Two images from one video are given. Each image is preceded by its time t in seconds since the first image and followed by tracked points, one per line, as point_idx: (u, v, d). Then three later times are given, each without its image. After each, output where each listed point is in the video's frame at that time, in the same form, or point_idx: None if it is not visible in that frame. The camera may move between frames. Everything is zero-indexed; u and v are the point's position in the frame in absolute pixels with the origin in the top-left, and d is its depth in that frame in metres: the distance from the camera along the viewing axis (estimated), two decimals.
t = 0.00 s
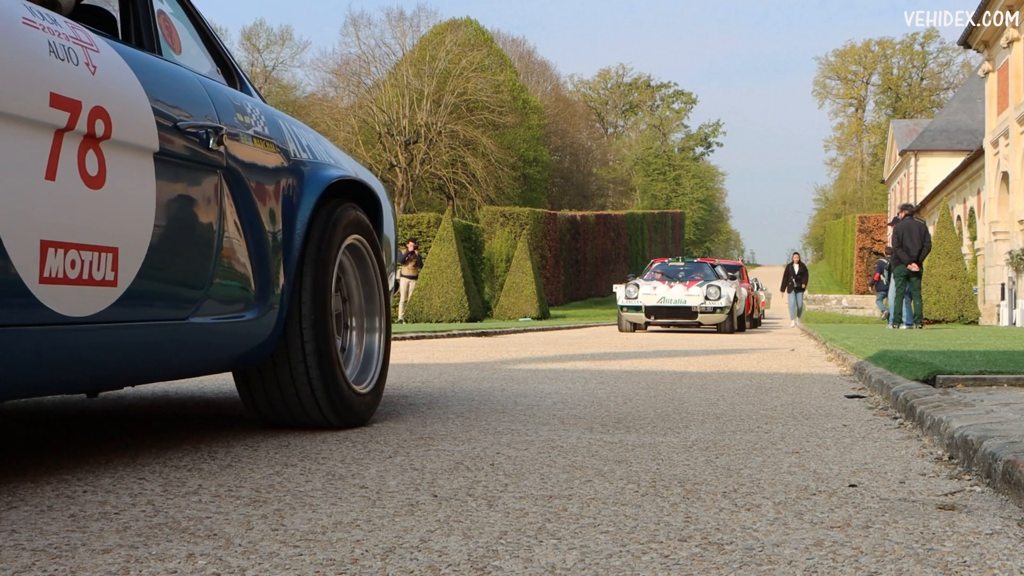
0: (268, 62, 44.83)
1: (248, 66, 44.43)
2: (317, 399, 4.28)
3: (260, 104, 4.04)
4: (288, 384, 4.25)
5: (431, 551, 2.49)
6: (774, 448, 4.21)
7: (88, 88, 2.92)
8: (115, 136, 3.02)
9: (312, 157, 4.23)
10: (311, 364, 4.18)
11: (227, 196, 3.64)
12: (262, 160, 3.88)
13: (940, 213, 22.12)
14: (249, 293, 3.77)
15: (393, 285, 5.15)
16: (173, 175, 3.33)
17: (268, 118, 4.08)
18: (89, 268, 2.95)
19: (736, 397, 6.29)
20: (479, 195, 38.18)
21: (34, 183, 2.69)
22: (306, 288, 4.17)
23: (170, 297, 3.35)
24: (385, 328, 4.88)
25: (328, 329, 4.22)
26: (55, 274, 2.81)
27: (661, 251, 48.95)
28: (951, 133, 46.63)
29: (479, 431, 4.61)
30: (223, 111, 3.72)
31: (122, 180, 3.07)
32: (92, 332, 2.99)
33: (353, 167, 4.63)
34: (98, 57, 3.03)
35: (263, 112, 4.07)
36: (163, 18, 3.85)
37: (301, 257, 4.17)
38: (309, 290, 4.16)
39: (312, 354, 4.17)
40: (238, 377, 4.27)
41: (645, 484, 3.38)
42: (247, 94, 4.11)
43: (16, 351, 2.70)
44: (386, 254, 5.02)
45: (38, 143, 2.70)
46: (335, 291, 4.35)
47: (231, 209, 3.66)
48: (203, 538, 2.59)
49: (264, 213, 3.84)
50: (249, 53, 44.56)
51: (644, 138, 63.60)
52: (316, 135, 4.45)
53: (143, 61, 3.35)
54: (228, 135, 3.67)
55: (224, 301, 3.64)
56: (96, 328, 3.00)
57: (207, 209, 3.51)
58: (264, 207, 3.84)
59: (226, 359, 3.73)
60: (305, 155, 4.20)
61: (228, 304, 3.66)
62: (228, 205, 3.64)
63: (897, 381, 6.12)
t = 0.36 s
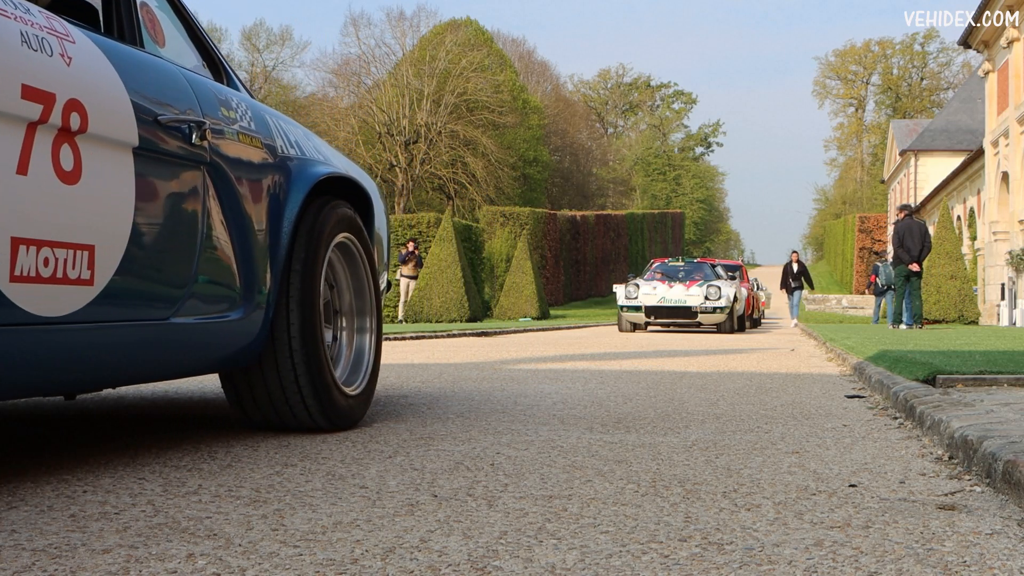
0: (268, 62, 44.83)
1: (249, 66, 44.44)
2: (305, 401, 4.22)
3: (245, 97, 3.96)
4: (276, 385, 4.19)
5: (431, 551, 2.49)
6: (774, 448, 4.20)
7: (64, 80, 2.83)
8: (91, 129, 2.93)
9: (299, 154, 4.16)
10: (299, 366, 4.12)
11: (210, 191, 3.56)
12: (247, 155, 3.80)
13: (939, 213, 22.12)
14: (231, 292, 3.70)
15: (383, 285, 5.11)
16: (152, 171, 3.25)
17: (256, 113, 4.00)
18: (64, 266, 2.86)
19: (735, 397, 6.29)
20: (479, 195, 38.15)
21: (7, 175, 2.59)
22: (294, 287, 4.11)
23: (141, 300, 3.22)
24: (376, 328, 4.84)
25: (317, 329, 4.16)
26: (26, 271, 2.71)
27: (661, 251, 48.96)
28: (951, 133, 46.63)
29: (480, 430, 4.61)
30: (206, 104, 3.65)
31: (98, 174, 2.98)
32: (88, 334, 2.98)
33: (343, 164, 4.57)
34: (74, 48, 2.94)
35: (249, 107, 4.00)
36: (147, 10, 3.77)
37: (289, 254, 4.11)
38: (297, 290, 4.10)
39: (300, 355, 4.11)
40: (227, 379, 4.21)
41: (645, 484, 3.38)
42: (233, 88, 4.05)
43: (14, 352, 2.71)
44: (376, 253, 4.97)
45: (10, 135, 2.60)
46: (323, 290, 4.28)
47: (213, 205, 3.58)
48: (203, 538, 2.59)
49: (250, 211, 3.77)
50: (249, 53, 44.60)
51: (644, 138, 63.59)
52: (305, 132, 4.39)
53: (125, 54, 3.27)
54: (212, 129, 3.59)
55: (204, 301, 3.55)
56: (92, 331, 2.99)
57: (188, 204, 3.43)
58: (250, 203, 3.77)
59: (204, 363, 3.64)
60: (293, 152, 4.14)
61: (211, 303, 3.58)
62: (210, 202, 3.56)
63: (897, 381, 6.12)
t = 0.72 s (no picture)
0: (268, 62, 44.77)
1: (248, 66, 44.42)
2: (293, 403, 4.14)
3: (230, 92, 3.89)
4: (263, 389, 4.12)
5: (431, 551, 2.49)
6: (774, 448, 4.20)
7: (36, 71, 2.73)
8: (65, 121, 2.83)
9: (286, 150, 4.09)
10: (286, 368, 4.04)
11: (192, 186, 3.48)
12: (232, 151, 3.73)
13: (940, 213, 22.11)
14: (214, 291, 3.63)
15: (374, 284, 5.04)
16: (131, 164, 3.17)
17: (240, 109, 3.94)
18: (35, 264, 2.76)
19: (736, 397, 6.29)
20: (479, 195, 38.11)
21: None
22: (281, 285, 4.03)
23: (125, 299, 3.17)
24: (366, 329, 4.77)
25: (304, 330, 4.08)
26: None
27: (661, 251, 48.97)
28: (951, 133, 46.63)
29: (480, 430, 4.61)
30: (189, 98, 3.58)
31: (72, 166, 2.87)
32: (84, 330, 2.98)
33: (332, 160, 4.50)
34: (47, 39, 2.84)
35: (234, 103, 3.93)
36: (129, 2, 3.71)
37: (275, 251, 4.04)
38: (283, 291, 4.02)
39: (287, 355, 4.03)
40: (212, 383, 4.15)
41: (645, 484, 3.38)
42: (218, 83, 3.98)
43: (12, 351, 2.72)
44: (367, 250, 4.90)
45: None
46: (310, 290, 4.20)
47: (196, 201, 3.50)
48: (203, 538, 2.58)
49: (234, 208, 3.69)
50: (249, 53, 44.58)
51: (644, 138, 63.58)
52: (293, 127, 4.32)
53: (105, 47, 3.19)
54: (194, 124, 3.52)
55: (186, 300, 3.48)
56: (88, 326, 3.00)
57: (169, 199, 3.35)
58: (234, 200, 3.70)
59: (189, 363, 3.57)
60: (279, 148, 4.06)
61: (194, 303, 3.52)
62: (193, 200, 3.49)
63: (897, 381, 6.12)
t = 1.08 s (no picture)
0: (268, 62, 44.74)
1: (249, 66, 44.42)
2: (277, 406, 4.06)
3: (211, 87, 3.82)
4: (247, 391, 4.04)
5: (431, 552, 2.48)
6: (774, 448, 4.20)
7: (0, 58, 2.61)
8: (31, 112, 2.71)
9: (269, 145, 4.01)
10: (269, 369, 3.96)
11: (169, 183, 3.39)
12: (211, 146, 3.64)
13: (940, 213, 22.10)
14: (195, 289, 3.55)
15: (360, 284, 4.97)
16: (103, 158, 3.07)
17: (221, 102, 3.85)
18: None
19: (736, 397, 6.29)
20: (479, 196, 38.05)
21: None
22: (264, 284, 3.96)
23: (119, 298, 3.16)
24: (353, 329, 4.70)
25: (287, 331, 4.01)
26: None
27: (661, 251, 48.98)
28: (951, 133, 46.62)
29: (479, 431, 4.61)
30: (167, 91, 3.49)
31: (29, 164, 2.72)
32: (78, 328, 2.97)
33: (319, 157, 4.44)
34: (14, 26, 2.72)
35: (215, 96, 3.85)
36: None
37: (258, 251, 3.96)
38: (265, 290, 3.95)
39: (270, 357, 3.95)
40: (193, 386, 4.07)
41: (645, 484, 3.38)
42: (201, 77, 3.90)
43: (14, 351, 2.74)
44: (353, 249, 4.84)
45: None
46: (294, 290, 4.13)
47: (175, 198, 3.42)
48: (203, 538, 2.59)
49: (214, 204, 3.61)
50: (249, 53, 44.57)
51: (644, 138, 63.57)
52: (277, 122, 4.25)
53: (78, 36, 3.08)
54: (172, 118, 3.43)
55: (163, 300, 3.39)
56: (83, 324, 2.99)
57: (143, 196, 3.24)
58: (213, 196, 3.61)
59: (173, 367, 3.52)
60: (262, 143, 3.98)
61: (173, 301, 3.44)
62: (171, 197, 3.41)
63: (897, 381, 6.12)
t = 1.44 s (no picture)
0: (268, 62, 44.73)
1: (248, 66, 44.41)
2: (239, 412, 3.84)
3: (167, 69, 3.60)
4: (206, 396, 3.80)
5: (431, 552, 2.48)
6: (774, 448, 4.20)
7: None
8: None
9: (230, 133, 3.80)
10: (230, 372, 3.75)
11: (116, 173, 3.16)
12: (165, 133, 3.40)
13: (940, 213, 22.10)
14: (147, 288, 3.32)
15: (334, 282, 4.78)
16: (45, 145, 2.86)
17: (179, 87, 3.64)
18: None
19: (736, 397, 6.29)
20: (479, 195, 38.04)
21: None
22: (225, 279, 3.74)
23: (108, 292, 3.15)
24: (326, 329, 4.49)
25: (249, 330, 3.79)
26: None
27: (661, 251, 49.00)
28: (951, 133, 46.61)
29: (479, 431, 4.60)
30: (116, 75, 3.26)
31: None
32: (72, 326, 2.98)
33: (288, 147, 4.24)
34: None
35: (173, 81, 3.63)
36: None
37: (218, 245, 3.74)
38: (226, 287, 3.73)
39: (230, 359, 3.73)
40: (148, 390, 3.84)
41: (645, 484, 3.38)
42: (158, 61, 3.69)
43: (14, 350, 2.77)
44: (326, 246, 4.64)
45: None
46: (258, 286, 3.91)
47: (124, 189, 3.19)
48: (203, 538, 2.58)
49: (170, 195, 3.38)
50: (249, 53, 44.59)
51: (644, 138, 63.61)
52: (242, 110, 4.04)
53: (18, 15, 2.86)
54: (121, 103, 3.20)
55: (104, 299, 3.13)
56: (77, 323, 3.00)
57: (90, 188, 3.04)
58: (169, 187, 3.38)
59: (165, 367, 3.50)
60: (224, 130, 3.77)
61: (121, 300, 3.21)
62: (120, 186, 3.17)
63: (897, 381, 6.12)
